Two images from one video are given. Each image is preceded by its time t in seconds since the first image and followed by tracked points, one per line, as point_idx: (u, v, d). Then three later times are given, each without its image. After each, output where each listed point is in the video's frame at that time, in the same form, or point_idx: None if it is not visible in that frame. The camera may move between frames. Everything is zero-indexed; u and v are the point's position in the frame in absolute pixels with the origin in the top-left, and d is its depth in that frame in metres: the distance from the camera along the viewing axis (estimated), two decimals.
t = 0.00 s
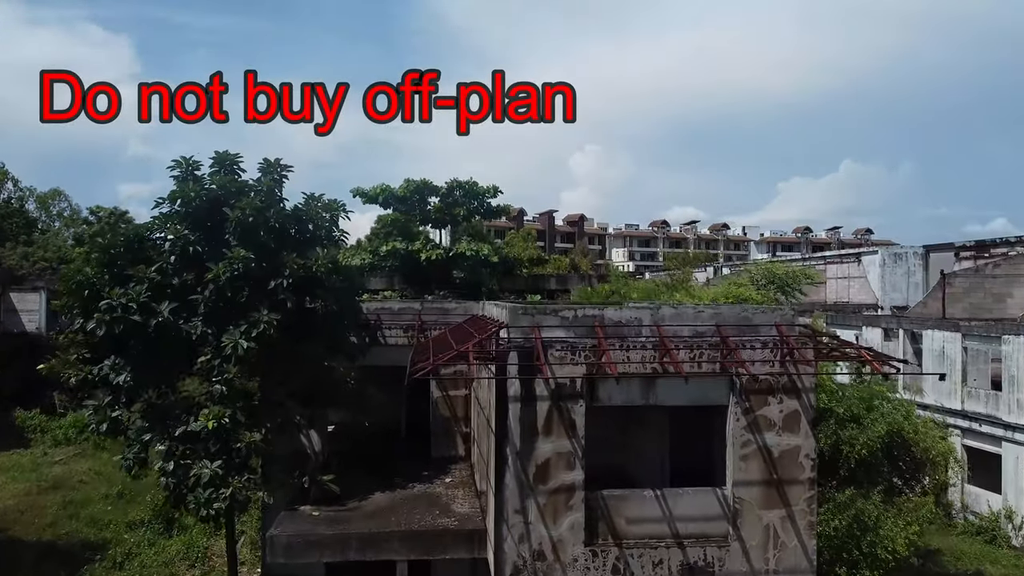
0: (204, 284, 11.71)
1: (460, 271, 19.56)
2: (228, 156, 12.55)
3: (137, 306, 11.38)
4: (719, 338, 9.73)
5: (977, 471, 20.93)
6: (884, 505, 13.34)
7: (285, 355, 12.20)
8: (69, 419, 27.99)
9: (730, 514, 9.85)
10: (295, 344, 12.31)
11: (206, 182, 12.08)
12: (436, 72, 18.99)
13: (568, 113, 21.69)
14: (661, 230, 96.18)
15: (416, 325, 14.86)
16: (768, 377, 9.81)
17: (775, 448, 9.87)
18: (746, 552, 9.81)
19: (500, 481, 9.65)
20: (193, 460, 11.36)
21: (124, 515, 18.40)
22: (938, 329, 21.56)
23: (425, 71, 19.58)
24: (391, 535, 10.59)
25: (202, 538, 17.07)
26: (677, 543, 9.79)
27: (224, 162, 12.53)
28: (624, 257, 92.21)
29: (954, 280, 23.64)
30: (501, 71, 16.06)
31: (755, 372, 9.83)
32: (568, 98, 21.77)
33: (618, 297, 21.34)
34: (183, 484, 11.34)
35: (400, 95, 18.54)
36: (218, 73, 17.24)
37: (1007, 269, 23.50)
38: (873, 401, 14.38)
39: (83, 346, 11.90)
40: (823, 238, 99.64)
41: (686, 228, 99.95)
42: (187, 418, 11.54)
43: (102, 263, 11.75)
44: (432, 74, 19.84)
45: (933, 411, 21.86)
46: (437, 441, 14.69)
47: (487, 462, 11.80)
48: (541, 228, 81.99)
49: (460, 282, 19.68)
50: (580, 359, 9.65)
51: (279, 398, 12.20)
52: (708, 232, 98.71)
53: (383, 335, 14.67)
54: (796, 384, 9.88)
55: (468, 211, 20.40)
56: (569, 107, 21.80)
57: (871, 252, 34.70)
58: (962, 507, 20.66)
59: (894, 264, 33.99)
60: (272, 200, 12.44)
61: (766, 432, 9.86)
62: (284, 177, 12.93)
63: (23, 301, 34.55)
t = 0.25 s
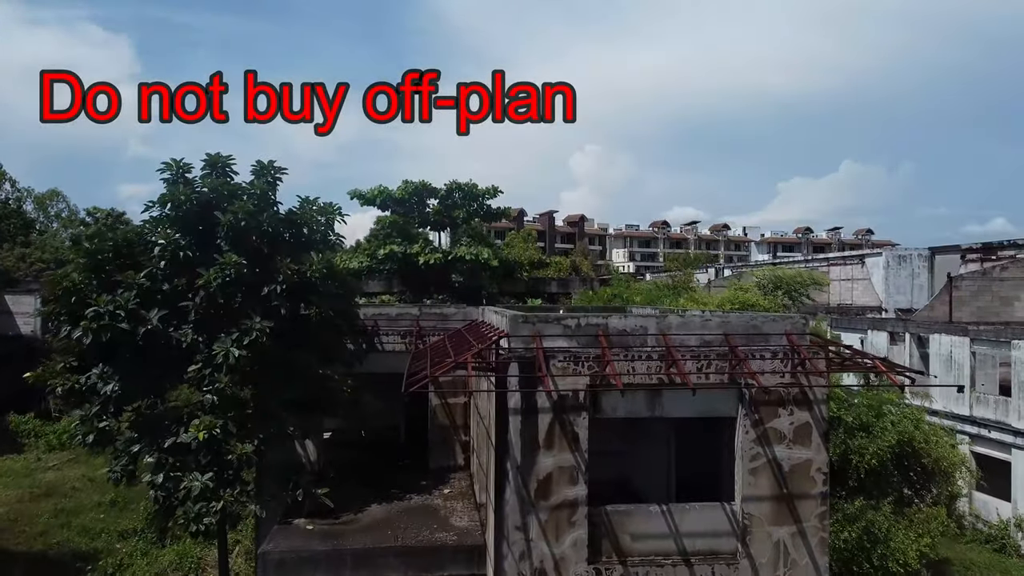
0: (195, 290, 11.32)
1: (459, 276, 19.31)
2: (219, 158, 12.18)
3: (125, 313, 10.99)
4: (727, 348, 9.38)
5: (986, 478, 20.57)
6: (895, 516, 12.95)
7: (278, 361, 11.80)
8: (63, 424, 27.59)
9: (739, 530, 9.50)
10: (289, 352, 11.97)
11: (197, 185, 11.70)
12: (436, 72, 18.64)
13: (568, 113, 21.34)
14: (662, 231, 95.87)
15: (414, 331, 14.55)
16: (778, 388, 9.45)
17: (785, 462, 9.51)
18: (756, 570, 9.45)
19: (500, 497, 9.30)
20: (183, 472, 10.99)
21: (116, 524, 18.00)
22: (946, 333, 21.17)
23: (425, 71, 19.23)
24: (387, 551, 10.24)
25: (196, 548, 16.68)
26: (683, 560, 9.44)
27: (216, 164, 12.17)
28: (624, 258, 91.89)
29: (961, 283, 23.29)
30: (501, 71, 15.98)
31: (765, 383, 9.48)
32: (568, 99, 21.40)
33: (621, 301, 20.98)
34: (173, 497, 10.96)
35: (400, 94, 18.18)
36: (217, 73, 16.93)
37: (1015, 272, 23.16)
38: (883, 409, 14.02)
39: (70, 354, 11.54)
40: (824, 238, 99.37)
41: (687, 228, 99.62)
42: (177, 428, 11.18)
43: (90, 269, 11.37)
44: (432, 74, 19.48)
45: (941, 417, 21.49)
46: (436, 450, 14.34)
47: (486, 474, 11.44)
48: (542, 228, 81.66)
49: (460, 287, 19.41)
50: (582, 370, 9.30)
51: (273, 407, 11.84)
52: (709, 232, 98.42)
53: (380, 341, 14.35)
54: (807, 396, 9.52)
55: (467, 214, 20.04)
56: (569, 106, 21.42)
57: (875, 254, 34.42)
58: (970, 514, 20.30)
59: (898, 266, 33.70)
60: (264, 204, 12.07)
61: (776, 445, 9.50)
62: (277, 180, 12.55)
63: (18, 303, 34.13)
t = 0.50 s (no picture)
0: (184, 295, 10.93)
1: (458, 279, 18.87)
2: (209, 159, 11.80)
3: (112, 320, 10.61)
4: (737, 357, 8.98)
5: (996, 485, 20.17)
6: (907, 528, 12.56)
7: (270, 369, 11.41)
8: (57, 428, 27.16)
9: (749, 547, 9.11)
10: (281, 360, 11.57)
11: (187, 187, 11.35)
12: (436, 73, 18.28)
13: (568, 113, 20.95)
14: (662, 231, 95.54)
15: (411, 336, 14.16)
16: (790, 400, 9.05)
17: (797, 476, 9.11)
18: None
19: (501, 513, 8.92)
20: (171, 485, 10.67)
21: (108, 533, 17.60)
22: (954, 337, 20.83)
23: (425, 72, 18.85)
24: (382, 567, 9.85)
25: (189, 558, 16.26)
26: None
27: (206, 164, 11.77)
28: (625, 258, 91.56)
29: (968, 286, 22.91)
30: (501, 72, 15.57)
31: (776, 394, 9.08)
32: (568, 99, 21.02)
33: (624, 304, 20.62)
34: (160, 511, 10.64)
35: (400, 95, 17.80)
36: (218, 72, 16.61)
37: None
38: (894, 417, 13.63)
39: (56, 362, 11.18)
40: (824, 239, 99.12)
41: (687, 229, 99.33)
42: (166, 439, 10.81)
43: (76, 274, 11.03)
44: (432, 74, 19.10)
45: (949, 422, 21.10)
46: (434, 459, 13.96)
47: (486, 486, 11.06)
48: (542, 229, 81.33)
49: (459, 290, 19.02)
50: (586, 380, 8.90)
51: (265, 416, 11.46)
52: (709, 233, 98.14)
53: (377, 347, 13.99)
54: (821, 407, 9.12)
55: (467, 216, 19.65)
56: (569, 107, 21.05)
57: (879, 256, 34.11)
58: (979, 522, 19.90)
59: (902, 267, 33.37)
60: (257, 206, 11.71)
61: (788, 458, 9.10)
62: (271, 182, 12.19)
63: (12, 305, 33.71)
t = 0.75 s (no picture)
0: (171, 300, 10.53)
1: (457, 282, 18.37)
2: (198, 158, 11.38)
3: (96, 326, 10.16)
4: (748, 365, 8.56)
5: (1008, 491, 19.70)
6: (922, 539, 12.19)
7: (262, 376, 11.00)
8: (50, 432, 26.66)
9: (761, 564, 8.70)
10: (273, 366, 11.15)
11: (175, 188, 10.95)
12: (436, 73, 17.87)
13: (568, 113, 20.53)
14: (663, 231, 95.17)
15: (408, 341, 13.83)
16: (804, 411, 8.64)
17: (812, 490, 8.70)
18: None
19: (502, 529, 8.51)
20: (159, 497, 10.22)
21: (98, 541, 17.19)
22: (964, 340, 20.42)
23: (425, 72, 18.44)
24: None
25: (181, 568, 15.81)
26: None
27: (195, 164, 11.35)
28: (625, 258, 91.19)
29: (977, 288, 22.48)
30: (501, 71, 14.81)
31: (789, 404, 8.67)
32: (568, 99, 20.61)
33: (627, 306, 20.20)
34: (147, 525, 10.12)
35: (400, 95, 17.38)
36: (218, 73, 16.25)
37: None
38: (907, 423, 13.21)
39: (39, 369, 10.78)
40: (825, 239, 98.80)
41: (687, 229, 98.98)
42: (153, 450, 10.38)
43: (60, 279, 10.62)
44: (432, 74, 18.69)
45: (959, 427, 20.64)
46: (432, 468, 13.55)
47: (485, 498, 10.63)
48: (542, 230, 80.95)
49: (457, 293, 18.56)
50: (591, 389, 8.48)
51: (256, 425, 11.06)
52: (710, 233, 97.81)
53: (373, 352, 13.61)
54: (836, 418, 8.71)
55: (466, 217, 19.25)
56: (569, 107, 20.64)
57: (884, 257, 33.79)
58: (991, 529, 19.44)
59: (907, 269, 33.02)
60: (248, 207, 11.30)
61: (802, 471, 8.68)
62: (263, 182, 11.79)
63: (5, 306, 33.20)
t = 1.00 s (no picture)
0: (157, 303, 10.07)
1: (456, 283, 17.87)
2: (185, 155, 10.92)
3: (77, 329, 9.62)
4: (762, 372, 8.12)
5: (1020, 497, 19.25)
6: (939, 550, 11.75)
7: (252, 381, 10.56)
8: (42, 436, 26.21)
9: None
10: (264, 371, 10.72)
11: (162, 184, 10.46)
12: (436, 72, 17.42)
13: (567, 113, 20.12)
14: (663, 231, 94.77)
15: (405, 344, 13.41)
16: (820, 420, 8.19)
17: (829, 503, 8.24)
18: None
19: (502, 546, 8.07)
20: (144, 509, 9.75)
21: (87, 549, 16.71)
22: (974, 342, 20.00)
23: (425, 72, 18.06)
24: None
25: None
26: None
27: (183, 160, 10.88)
28: (625, 258, 90.83)
29: (986, 289, 22.09)
30: (501, 71, 14.60)
31: (805, 412, 8.23)
32: (568, 99, 20.19)
33: (630, 307, 19.78)
34: (132, 537, 9.74)
35: (400, 95, 16.95)
36: (220, 75, 15.76)
37: None
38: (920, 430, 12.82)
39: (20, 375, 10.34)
40: (826, 239, 98.48)
41: (687, 228, 98.62)
42: (137, 459, 9.91)
43: (41, 281, 10.17)
44: (433, 74, 18.24)
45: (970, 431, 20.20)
46: (430, 475, 13.11)
47: (485, 509, 10.19)
48: (543, 230, 80.57)
49: (456, 294, 18.13)
50: (596, 397, 8.03)
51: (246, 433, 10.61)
52: (710, 233, 97.47)
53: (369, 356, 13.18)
54: (854, 427, 8.26)
55: (465, 216, 18.80)
56: (569, 106, 20.22)
57: (889, 257, 33.48)
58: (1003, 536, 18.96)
59: (913, 269, 32.70)
60: (238, 206, 10.88)
61: (818, 483, 8.24)
62: (254, 179, 11.34)
63: None
